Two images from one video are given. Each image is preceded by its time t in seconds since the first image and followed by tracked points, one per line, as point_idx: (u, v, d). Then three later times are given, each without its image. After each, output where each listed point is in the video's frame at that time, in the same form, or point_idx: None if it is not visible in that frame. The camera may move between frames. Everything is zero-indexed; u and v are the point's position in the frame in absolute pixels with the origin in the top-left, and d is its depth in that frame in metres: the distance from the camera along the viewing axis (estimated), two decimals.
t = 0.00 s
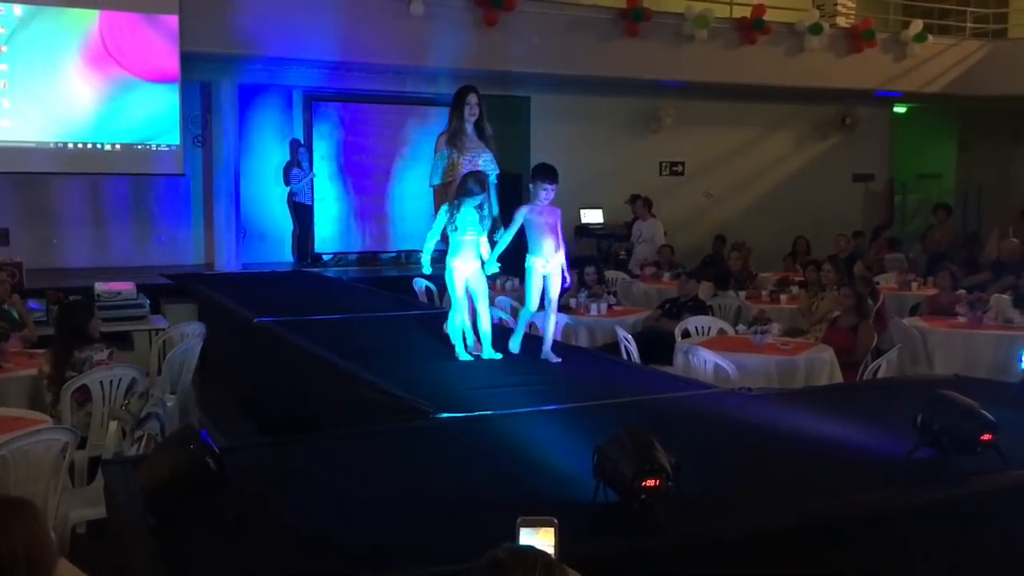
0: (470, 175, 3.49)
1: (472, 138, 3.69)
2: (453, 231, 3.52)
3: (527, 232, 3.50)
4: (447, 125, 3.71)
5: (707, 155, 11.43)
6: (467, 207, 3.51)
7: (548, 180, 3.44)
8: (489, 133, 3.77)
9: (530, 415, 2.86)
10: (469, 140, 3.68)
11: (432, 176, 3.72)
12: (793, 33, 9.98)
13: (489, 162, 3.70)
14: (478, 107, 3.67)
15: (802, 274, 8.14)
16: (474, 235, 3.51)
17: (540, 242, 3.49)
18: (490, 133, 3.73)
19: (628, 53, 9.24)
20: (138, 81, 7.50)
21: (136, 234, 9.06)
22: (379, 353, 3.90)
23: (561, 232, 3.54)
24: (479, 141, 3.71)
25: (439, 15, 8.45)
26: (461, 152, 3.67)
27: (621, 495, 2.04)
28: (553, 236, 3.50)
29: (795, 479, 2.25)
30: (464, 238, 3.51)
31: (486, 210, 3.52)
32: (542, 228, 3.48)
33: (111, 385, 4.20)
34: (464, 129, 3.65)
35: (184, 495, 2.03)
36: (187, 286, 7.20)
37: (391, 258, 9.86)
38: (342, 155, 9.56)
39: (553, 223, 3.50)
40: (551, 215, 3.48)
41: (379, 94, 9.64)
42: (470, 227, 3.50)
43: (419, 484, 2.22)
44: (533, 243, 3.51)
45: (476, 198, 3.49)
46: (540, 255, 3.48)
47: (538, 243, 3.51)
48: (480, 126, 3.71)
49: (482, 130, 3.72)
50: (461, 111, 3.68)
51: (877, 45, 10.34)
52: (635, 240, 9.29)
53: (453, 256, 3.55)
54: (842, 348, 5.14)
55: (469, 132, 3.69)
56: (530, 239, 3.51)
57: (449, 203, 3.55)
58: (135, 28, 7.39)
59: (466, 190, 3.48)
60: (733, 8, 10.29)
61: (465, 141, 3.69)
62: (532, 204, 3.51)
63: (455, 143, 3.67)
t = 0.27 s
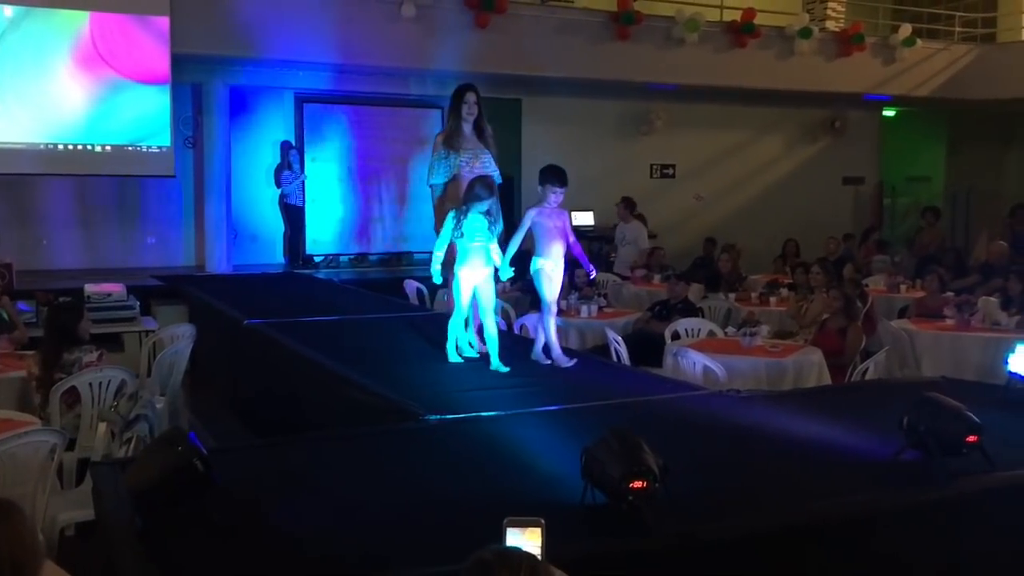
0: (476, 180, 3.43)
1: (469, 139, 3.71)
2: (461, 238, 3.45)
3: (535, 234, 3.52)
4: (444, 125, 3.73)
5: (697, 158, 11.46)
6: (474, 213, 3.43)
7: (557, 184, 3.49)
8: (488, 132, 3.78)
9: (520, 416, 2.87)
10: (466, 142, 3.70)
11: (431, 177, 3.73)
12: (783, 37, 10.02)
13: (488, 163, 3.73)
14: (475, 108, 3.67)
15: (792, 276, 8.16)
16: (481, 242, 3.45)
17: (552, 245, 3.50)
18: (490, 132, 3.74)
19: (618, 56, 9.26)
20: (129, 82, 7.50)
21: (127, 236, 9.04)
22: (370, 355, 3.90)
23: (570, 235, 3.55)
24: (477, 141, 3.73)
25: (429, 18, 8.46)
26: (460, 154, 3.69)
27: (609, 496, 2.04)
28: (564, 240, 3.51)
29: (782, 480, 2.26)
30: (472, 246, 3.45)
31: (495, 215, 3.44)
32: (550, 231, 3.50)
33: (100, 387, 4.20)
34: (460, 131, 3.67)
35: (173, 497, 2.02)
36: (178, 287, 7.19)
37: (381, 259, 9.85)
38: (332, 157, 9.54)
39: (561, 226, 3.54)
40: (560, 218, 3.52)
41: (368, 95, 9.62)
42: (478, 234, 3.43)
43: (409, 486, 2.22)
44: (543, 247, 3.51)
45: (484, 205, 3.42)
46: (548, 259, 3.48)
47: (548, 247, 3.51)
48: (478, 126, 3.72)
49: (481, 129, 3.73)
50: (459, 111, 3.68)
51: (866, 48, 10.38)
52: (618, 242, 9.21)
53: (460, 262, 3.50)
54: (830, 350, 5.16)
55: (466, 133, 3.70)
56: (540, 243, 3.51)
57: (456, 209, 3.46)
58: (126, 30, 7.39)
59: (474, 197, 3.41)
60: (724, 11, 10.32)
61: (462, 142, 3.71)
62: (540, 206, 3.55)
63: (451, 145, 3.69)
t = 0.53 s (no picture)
0: (481, 178, 3.33)
1: (467, 141, 3.65)
2: (467, 237, 3.34)
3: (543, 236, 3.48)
4: (442, 128, 3.67)
5: (686, 160, 11.48)
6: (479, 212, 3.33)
7: (566, 185, 3.44)
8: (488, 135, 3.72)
9: (506, 418, 2.86)
10: (463, 144, 3.63)
11: (430, 182, 3.64)
12: (771, 39, 10.04)
13: (486, 165, 3.66)
14: (473, 110, 3.62)
15: (780, 279, 8.18)
16: (489, 241, 3.34)
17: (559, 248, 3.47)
18: (489, 136, 3.69)
19: (607, 58, 9.27)
20: (116, 83, 7.47)
21: (114, 237, 9.00)
22: (357, 357, 3.89)
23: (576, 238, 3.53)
24: (476, 144, 3.67)
25: (418, 19, 8.45)
26: (458, 158, 3.61)
27: (595, 498, 2.04)
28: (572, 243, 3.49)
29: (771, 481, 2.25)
30: (479, 245, 3.33)
31: (500, 214, 3.35)
32: (558, 233, 3.48)
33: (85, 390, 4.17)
34: (458, 133, 3.61)
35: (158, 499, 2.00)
36: (165, 289, 7.16)
37: (370, 261, 9.83)
38: (319, 158, 9.53)
39: (568, 228, 3.52)
40: (567, 219, 3.49)
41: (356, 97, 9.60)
42: (484, 232, 3.33)
43: (396, 488, 2.22)
44: (550, 249, 3.48)
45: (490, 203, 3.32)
46: (557, 261, 3.45)
47: (555, 249, 3.48)
48: (477, 128, 3.66)
49: (480, 132, 3.67)
50: (457, 114, 3.62)
51: (854, 51, 10.42)
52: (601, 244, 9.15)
53: (464, 262, 3.38)
54: (819, 351, 5.18)
55: (465, 136, 3.64)
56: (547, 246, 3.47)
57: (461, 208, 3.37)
58: (113, 31, 7.36)
59: (480, 194, 3.31)
60: (713, 14, 10.34)
61: (460, 145, 3.64)
62: (547, 208, 3.51)
63: (448, 148, 3.63)
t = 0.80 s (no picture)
0: (479, 182, 3.30)
1: (470, 142, 3.67)
2: (464, 243, 3.32)
3: (550, 237, 3.49)
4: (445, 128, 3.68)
5: (675, 162, 11.50)
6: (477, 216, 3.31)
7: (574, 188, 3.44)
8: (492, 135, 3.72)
9: (494, 420, 2.86)
10: (467, 145, 3.65)
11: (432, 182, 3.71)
12: (760, 42, 10.07)
13: (490, 165, 3.67)
14: (477, 111, 3.61)
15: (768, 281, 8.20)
16: (488, 246, 3.31)
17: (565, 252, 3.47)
18: (493, 136, 3.69)
19: (596, 60, 9.28)
20: (103, 84, 7.45)
21: (101, 239, 8.97)
22: (346, 359, 3.89)
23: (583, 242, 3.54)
24: (480, 144, 3.68)
25: (406, 21, 8.44)
26: (459, 159, 3.65)
27: (582, 500, 2.04)
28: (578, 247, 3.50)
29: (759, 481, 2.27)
30: (478, 250, 3.30)
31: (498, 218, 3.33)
32: (565, 234, 3.49)
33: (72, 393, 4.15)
34: (461, 135, 3.62)
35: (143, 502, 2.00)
36: (152, 290, 7.13)
37: (359, 263, 9.81)
38: (307, 159, 9.48)
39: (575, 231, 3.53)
40: (574, 222, 3.51)
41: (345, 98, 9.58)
42: (483, 237, 3.31)
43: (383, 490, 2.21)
44: (557, 253, 3.48)
45: (486, 207, 3.31)
46: (560, 263, 3.47)
47: (562, 253, 3.48)
48: (480, 129, 3.67)
49: (483, 133, 3.67)
50: (461, 115, 3.62)
51: (841, 54, 10.46)
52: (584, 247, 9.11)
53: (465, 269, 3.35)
54: (806, 352, 5.20)
55: (468, 137, 3.65)
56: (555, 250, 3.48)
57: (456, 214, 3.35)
58: (100, 31, 7.33)
59: (476, 199, 3.30)
60: (701, 16, 10.37)
61: (464, 146, 3.66)
62: (555, 211, 3.53)
63: (451, 149, 3.65)
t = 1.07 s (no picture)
0: (474, 176, 3.28)
1: (474, 141, 3.64)
2: (459, 240, 3.31)
3: (563, 242, 3.46)
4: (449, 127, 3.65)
5: (663, 164, 11.53)
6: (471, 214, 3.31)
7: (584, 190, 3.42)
8: (494, 134, 3.70)
9: (482, 421, 2.87)
10: (471, 145, 3.62)
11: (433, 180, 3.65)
12: (747, 45, 10.11)
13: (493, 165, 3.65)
14: (482, 110, 3.59)
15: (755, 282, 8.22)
16: (483, 245, 3.30)
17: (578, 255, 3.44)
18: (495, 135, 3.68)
19: (585, 62, 9.30)
20: (91, 84, 7.42)
21: (88, 240, 8.93)
22: (333, 360, 3.88)
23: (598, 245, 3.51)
24: (483, 143, 3.66)
25: (395, 22, 8.44)
26: (465, 158, 3.61)
27: (569, 500, 2.04)
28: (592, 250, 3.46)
29: (745, 481, 2.28)
30: (472, 248, 3.30)
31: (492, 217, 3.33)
32: (577, 238, 3.45)
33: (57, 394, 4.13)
34: (466, 133, 3.59)
35: (128, 503, 2.00)
36: (138, 291, 7.10)
37: (347, 264, 9.79)
38: (295, 160, 9.47)
39: (589, 234, 3.49)
40: (587, 226, 3.47)
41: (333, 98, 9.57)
42: (477, 236, 3.30)
43: (370, 491, 2.21)
44: (570, 257, 3.46)
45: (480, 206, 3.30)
46: (574, 268, 3.45)
47: (575, 256, 3.45)
48: (483, 128, 3.65)
49: (486, 131, 3.66)
50: (466, 113, 3.59)
51: (828, 58, 10.51)
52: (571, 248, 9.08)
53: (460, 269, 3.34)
54: (792, 354, 5.22)
55: (472, 136, 3.63)
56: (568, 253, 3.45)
57: (450, 210, 3.35)
58: (87, 31, 7.30)
59: (470, 192, 3.27)
60: (690, 19, 10.40)
61: (468, 145, 3.63)
62: (567, 213, 3.49)
63: (456, 148, 3.62)
